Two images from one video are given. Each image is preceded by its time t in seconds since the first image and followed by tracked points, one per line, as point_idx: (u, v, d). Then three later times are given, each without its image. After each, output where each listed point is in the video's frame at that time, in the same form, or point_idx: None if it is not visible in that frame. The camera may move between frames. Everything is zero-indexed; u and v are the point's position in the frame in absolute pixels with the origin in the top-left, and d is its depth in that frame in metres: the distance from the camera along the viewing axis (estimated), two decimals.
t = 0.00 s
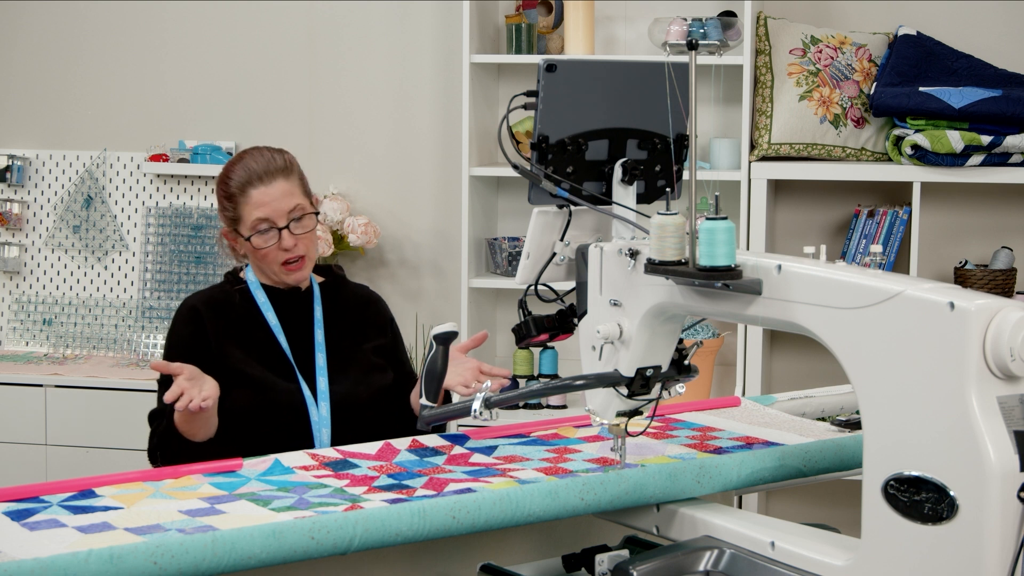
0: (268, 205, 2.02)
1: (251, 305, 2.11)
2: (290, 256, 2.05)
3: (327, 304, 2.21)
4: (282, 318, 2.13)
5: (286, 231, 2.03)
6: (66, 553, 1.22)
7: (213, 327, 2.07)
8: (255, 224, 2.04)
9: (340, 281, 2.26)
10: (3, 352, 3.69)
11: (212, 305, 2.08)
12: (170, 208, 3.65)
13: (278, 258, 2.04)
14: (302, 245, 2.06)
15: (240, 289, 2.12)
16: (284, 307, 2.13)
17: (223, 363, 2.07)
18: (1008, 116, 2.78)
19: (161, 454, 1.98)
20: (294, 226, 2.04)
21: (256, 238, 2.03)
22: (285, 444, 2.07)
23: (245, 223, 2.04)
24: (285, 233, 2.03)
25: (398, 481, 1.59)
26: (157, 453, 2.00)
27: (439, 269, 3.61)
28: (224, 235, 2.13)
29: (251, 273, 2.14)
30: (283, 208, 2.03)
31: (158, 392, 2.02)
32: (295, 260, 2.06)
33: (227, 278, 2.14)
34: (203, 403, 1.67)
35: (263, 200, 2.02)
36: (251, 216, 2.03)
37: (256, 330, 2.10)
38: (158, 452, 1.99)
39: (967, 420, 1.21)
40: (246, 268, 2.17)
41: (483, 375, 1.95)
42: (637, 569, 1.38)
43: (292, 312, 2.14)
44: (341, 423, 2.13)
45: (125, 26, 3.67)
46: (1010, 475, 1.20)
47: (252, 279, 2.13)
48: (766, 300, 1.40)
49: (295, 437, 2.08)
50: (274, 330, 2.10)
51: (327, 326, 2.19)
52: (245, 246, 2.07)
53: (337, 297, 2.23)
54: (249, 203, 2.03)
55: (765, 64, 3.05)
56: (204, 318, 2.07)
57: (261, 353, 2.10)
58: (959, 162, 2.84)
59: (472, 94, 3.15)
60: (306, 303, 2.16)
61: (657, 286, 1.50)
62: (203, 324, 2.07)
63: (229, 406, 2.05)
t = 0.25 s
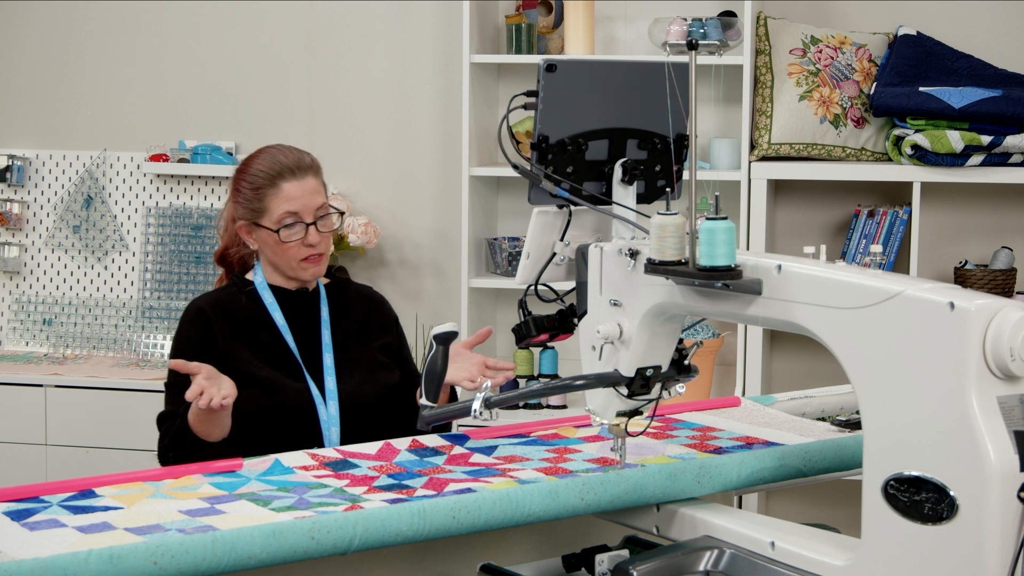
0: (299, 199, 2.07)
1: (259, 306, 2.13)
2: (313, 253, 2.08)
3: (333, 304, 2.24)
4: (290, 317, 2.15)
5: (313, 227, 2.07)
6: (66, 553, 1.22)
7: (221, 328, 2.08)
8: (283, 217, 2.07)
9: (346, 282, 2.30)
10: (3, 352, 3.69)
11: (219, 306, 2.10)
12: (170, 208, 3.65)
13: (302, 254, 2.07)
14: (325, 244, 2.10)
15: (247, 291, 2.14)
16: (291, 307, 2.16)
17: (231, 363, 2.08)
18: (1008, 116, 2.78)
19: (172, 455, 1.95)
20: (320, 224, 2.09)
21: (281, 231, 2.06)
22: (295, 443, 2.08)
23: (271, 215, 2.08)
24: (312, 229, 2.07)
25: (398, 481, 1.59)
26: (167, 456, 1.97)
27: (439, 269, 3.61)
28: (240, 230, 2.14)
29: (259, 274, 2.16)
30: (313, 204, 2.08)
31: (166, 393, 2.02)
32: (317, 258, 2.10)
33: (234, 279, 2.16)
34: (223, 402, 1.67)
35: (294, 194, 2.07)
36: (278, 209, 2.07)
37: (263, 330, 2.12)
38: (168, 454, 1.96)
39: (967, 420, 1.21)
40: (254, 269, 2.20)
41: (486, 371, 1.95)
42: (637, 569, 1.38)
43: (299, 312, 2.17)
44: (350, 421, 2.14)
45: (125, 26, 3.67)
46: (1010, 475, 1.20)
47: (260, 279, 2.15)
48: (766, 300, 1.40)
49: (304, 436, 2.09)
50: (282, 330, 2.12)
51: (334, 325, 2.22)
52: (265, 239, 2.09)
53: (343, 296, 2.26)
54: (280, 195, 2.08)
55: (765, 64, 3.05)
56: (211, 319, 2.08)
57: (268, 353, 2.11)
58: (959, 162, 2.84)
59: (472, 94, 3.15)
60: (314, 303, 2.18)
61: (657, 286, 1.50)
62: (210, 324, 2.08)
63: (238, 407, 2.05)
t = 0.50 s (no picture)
0: (319, 198, 2.13)
1: (274, 306, 2.16)
2: (330, 252, 2.13)
3: (347, 304, 2.27)
4: (304, 318, 2.18)
5: (331, 226, 2.13)
6: (66, 553, 1.22)
7: (237, 330, 2.11)
8: (301, 215, 2.13)
9: (357, 282, 2.33)
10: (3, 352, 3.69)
11: (234, 308, 2.12)
12: (170, 208, 3.65)
13: (319, 252, 2.12)
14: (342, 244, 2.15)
15: (261, 293, 2.16)
16: (305, 307, 2.18)
17: (249, 365, 2.10)
18: (1008, 116, 2.78)
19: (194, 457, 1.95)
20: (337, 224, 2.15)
21: (299, 228, 2.11)
22: (316, 441, 2.09)
23: (290, 213, 2.13)
24: (329, 228, 2.12)
25: (398, 481, 1.59)
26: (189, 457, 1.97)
27: (439, 269, 3.61)
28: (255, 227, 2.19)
29: (272, 275, 2.19)
30: (331, 204, 2.14)
31: (184, 396, 2.03)
32: (333, 258, 2.14)
33: (248, 281, 2.18)
34: (249, 402, 1.66)
35: (314, 192, 2.13)
36: (298, 206, 2.13)
37: (278, 330, 2.14)
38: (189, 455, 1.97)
39: (967, 420, 1.21)
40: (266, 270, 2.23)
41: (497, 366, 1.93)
42: (637, 569, 1.38)
43: (313, 312, 2.19)
44: (368, 419, 2.17)
45: (125, 26, 3.67)
46: (1010, 475, 1.20)
47: (274, 280, 2.18)
48: (766, 300, 1.40)
49: (323, 435, 2.10)
50: (298, 331, 2.15)
51: (349, 325, 2.25)
52: (282, 236, 2.13)
53: (355, 296, 2.29)
54: (299, 193, 2.13)
55: (765, 64, 3.05)
56: (227, 321, 2.10)
57: (285, 354, 2.13)
58: (959, 162, 2.84)
59: (472, 94, 3.15)
60: (327, 303, 2.21)
61: (656, 286, 1.50)
62: (227, 327, 2.10)
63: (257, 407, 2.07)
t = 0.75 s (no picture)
0: (337, 198, 2.15)
1: (291, 309, 2.17)
2: (347, 253, 2.15)
3: (363, 306, 2.29)
4: (323, 321, 2.19)
5: (349, 227, 2.15)
6: (66, 553, 1.22)
7: (257, 333, 2.11)
8: (319, 215, 2.15)
9: (372, 283, 2.35)
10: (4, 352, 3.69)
11: (252, 312, 2.12)
12: (170, 208, 3.66)
13: (336, 253, 2.14)
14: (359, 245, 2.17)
15: (278, 296, 2.17)
16: (322, 309, 2.20)
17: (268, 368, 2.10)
18: (1008, 116, 2.78)
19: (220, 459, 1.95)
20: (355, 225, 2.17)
21: (317, 228, 2.14)
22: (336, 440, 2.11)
23: (308, 213, 2.16)
24: (347, 228, 2.15)
25: (398, 481, 1.59)
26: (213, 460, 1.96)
27: (439, 269, 3.61)
28: (272, 228, 2.21)
29: (288, 279, 2.21)
30: (349, 204, 2.17)
31: (206, 402, 2.02)
32: (350, 259, 2.16)
33: (264, 286, 2.19)
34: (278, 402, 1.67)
35: (331, 193, 2.16)
36: (315, 206, 2.15)
37: (296, 333, 2.15)
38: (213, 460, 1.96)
39: (967, 420, 1.21)
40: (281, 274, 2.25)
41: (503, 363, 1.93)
42: (637, 569, 1.38)
43: (330, 315, 2.21)
44: (387, 419, 2.19)
45: (125, 26, 3.67)
46: (1010, 475, 1.20)
47: (290, 283, 2.20)
48: (766, 300, 1.40)
49: (344, 436, 2.11)
50: (315, 333, 2.16)
51: (366, 327, 2.27)
52: (300, 237, 2.15)
53: (371, 297, 2.32)
54: (318, 194, 2.16)
55: (765, 64, 3.05)
56: (246, 325, 2.10)
57: (302, 356, 2.15)
58: (959, 162, 2.84)
59: (472, 94, 3.15)
60: (344, 306, 2.22)
61: (657, 286, 1.50)
62: (247, 331, 2.10)
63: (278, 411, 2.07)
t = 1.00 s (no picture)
0: (351, 182, 2.21)
1: (305, 311, 2.18)
2: (364, 235, 2.19)
3: (376, 307, 2.30)
4: (336, 322, 2.20)
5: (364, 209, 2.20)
6: (66, 553, 1.22)
7: (271, 335, 2.11)
8: (334, 199, 2.20)
9: (386, 285, 2.37)
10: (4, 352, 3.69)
11: (267, 314, 2.12)
12: (170, 208, 3.65)
13: (354, 234, 2.18)
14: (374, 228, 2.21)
15: (292, 297, 2.18)
16: (336, 310, 2.21)
17: (282, 372, 2.09)
18: (1008, 116, 2.78)
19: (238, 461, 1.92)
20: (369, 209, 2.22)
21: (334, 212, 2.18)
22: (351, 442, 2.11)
23: (323, 200, 2.20)
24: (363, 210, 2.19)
25: (398, 481, 1.59)
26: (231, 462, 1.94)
27: (439, 269, 3.61)
28: (288, 224, 2.24)
29: (304, 279, 2.22)
30: (362, 189, 2.22)
31: (217, 404, 2.02)
32: (366, 241, 2.20)
33: (278, 287, 2.19)
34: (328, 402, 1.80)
35: (344, 177, 2.21)
36: (330, 192, 2.20)
37: (310, 335, 2.16)
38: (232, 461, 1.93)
39: (967, 420, 1.21)
40: (294, 275, 2.25)
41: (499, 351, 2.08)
42: (637, 569, 1.38)
43: (344, 316, 2.22)
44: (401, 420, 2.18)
45: (125, 26, 3.67)
46: (1010, 475, 1.20)
47: (303, 284, 2.20)
48: (766, 300, 1.40)
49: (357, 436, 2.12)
50: (330, 335, 2.17)
51: (379, 328, 2.28)
52: (316, 224, 2.19)
53: (384, 298, 2.33)
54: (331, 180, 2.21)
55: (765, 64, 3.05)
56: (261, 326, 2.10)
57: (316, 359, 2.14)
58: (959, 162, 2.84)
59: (472, 95, 3.15)
60: (356, 307, 2.23)
61: (657, 286, 1.50)
62: (261, 332, 2.10)
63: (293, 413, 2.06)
